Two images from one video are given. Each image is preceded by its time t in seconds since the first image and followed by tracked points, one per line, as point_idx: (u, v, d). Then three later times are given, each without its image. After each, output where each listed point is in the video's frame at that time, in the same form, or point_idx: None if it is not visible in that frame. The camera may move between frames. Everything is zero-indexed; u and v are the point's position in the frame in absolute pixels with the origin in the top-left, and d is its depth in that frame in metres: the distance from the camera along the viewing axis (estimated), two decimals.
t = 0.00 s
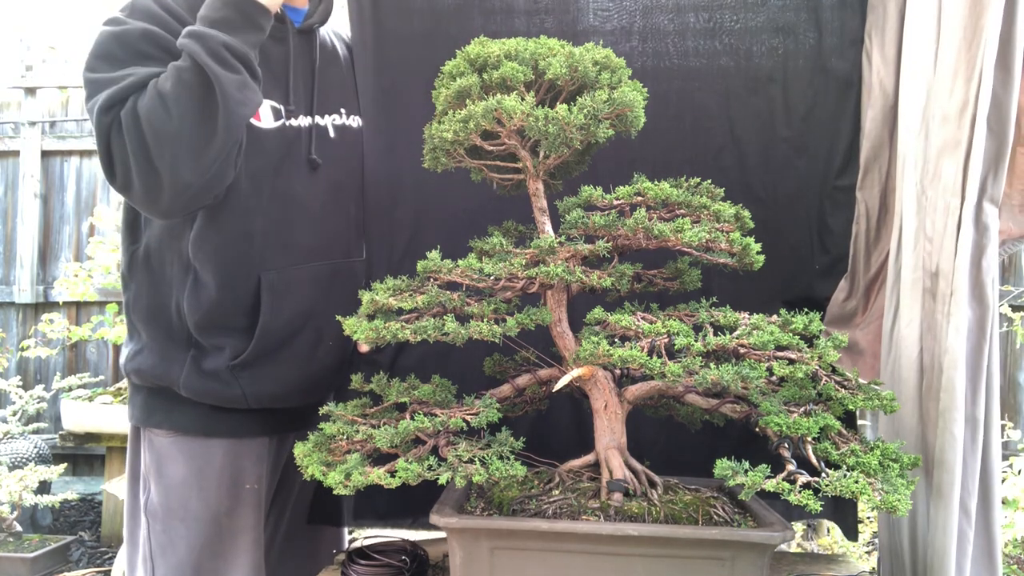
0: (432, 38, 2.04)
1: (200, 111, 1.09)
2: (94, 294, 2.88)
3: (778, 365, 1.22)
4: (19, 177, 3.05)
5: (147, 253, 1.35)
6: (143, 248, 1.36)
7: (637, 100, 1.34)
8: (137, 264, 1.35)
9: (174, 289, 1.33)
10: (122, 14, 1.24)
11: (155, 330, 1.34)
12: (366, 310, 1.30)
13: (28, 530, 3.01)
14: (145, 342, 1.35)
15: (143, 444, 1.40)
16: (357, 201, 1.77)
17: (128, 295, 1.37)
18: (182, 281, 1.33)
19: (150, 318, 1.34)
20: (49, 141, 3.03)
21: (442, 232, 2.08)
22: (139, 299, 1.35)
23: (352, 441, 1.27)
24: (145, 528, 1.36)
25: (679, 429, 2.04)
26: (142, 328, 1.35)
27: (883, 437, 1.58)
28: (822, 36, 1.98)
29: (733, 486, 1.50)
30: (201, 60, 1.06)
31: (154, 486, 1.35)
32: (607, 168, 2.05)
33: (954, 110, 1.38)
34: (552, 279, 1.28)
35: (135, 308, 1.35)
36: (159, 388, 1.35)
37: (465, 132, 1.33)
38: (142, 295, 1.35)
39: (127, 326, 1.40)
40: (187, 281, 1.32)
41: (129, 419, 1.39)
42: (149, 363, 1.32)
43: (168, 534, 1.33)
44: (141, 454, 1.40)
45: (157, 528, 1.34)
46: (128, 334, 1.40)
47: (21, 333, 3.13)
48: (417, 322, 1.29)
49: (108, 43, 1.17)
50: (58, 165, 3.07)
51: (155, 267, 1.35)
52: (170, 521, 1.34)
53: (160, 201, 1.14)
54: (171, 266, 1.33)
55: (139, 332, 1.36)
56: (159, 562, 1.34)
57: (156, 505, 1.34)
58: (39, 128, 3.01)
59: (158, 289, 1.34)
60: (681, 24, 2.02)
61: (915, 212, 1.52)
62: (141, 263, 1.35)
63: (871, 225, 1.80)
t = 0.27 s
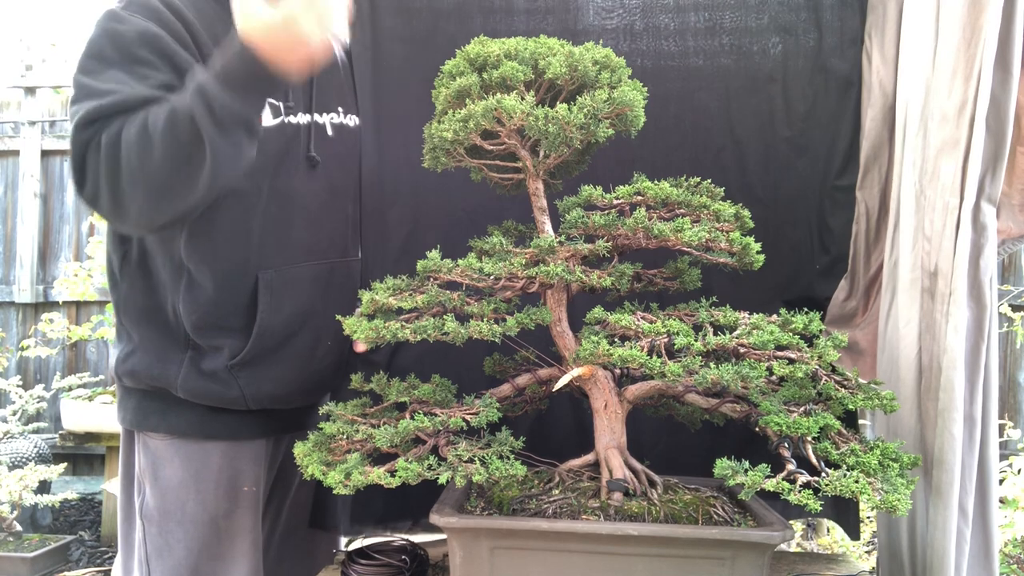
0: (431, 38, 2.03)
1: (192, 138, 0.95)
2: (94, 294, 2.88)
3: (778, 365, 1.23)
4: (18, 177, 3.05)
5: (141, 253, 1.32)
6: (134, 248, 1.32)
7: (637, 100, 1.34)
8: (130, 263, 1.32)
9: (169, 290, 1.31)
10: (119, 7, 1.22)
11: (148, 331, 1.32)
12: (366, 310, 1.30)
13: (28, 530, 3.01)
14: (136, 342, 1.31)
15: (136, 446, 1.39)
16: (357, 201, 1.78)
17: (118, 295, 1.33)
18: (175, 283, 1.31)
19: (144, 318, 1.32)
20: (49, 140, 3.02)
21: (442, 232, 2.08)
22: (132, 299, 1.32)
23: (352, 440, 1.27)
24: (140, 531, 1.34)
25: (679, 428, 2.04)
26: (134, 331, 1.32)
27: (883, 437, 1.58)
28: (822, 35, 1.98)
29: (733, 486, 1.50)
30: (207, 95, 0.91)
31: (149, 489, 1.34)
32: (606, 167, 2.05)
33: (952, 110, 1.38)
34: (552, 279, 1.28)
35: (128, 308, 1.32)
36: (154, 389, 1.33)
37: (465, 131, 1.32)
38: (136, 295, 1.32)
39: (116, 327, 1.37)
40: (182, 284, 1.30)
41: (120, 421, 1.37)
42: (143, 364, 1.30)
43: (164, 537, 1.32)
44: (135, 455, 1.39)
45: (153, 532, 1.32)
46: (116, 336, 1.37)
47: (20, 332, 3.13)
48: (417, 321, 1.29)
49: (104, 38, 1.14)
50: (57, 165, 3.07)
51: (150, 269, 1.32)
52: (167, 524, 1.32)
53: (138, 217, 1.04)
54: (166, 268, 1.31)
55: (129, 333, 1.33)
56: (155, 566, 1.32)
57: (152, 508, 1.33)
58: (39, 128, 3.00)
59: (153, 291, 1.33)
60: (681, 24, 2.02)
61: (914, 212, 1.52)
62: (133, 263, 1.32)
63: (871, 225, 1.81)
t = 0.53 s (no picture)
0: (431, 38, 2.03)
1: (185, 212, 1.15)
2: (94, 293, 2.89)
3: (778, 365, 1.23)
4: (18, 177, 3.05)
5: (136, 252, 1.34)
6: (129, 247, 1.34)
7: (637, 100, 1.34)
8: (125, 263, 1.34)
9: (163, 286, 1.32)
10: (118, 8, 1.23)
11: (144, 327, 1.33)
12: (366, 310, 1.30)
13: (28, 530, 3.01)
14: (132, 338, 1.32)
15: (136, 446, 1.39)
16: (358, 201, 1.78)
17: (113, 294, 1.35)
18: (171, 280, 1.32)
19: (141, 315, 1.33)
20: (49, 140, 3.02)
21: (442, 232, 2.08)
22: (128, 297, 1.34)
23: (352, 440, 1.27)
24: (140, 532, 1.34)
25: (679, 429, 2.04)
26: (130, 327, 1.33)
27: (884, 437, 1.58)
28: (822, 35, 1.98)
29: (733, 486, 1.50)
30: (214, 190, 1.13)
31: (149, 490, 1.34)
32: (607, 167, 2.05)
33: (955, 110, 1.38)
34: (552, 279, 1.28)
35: (124, 305, 1.33)
36: (154, 387, 1.33)
37: (465, 131, 1.32)
38: (132, 294, 1.34)
39: (109, 325, 1.37)
40: (173, 280, 1.32)
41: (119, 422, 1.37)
42: (142, 358, 1.30)
43: (164, 538, 1.33)
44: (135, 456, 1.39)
45: (153, 533, 1.33)
46: (110, 335, 1.37)
47: (20, 332, 3.13)
48: (417, 321, 1.29)
49: (99, 47, 1.17)
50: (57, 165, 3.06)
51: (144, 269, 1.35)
52: (167, 524, 1.33)
53: (109, 240, 1.17)
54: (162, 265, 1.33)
55: (123, 329, 1.33)
56: (155, 567, 1.32)
57: (152, 509, 1.33)
58: (38, 128, 3.00)
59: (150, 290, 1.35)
60: (681, 24, 2.02)
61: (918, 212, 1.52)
62: (128, 263, 1.34)
63: (871, 225, 1.80)
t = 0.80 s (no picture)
0: (431, 38, 2.04)
1: (175, 227, 1.15)
2: (94, 293, 2.89)
3: (778, 365, 1.23)
4: (18, 177, 3.05)
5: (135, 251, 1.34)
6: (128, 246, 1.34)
7: (637, 100, 1.34)
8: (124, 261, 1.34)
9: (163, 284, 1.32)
10: (113, 8, 1.24)
11: (144, 325, 1.33)
12: (366, 310, 1.30)
13: (28, 530, 3.01)
14: (133, 336, 1.32)
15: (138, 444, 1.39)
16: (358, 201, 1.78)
17: (113, 293, 1.35)
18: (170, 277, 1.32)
19: (141, 313, 1.33)
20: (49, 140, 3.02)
21: (442, 232, 2.08)
22: (129, 296, 1.34)
23: (352, 440, 1.27)
24: (142, 530, 1.35)
25: (679, 429, 2.04)
26: (130, 325, 1.33)
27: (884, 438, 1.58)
28: (822, 35, 1.98)
29: (733, 486, 1.50)
30: (204, 211, 1.14)
31: (151, 488, 1.34)
32: (607, 167, 2.05)
33: (958, 111, 1.37)
34: (552, 279, 1.28)
35: (124, 304, 1.34)
36: (155, 386, 1.34)
37: (465, 131, 1.33)
38: (132, 293, 1.34)
39: (110, 325, 1.37)
40: (174, 279, 1.32)
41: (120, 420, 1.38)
42: (143, 356, 1.30)
43: (166, 536, 1.33)
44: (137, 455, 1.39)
45: (155, 531, 1.33)
46: (111, 336, 1.37)
47: (20, 332, 3.13)
48: (416, 322, 1.29)
49: (92, 45, 1.18)
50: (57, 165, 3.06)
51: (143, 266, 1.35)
52: (168, 523, 1.33)
53: (95, 241, 1.17)
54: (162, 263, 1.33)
55: (124, 328, 1.34)
56: (157, 565, 1.33)
57: (154, 507, 1.33)
58: (38, 128, 3.00)
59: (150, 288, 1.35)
60: (681, 24, 2.02)
61: (921, 213, 1.51)
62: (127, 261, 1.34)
63: (870, 225, 1.80)
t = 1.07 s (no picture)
0: (431, 38, 2.03)
1: (193, 230, 1.16)
2: (94, 293, 2.89)
3: (778, 365, 1.23)
4: (18, 177, 3.05)
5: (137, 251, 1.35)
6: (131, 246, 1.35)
7: (637, 100, 1.34)
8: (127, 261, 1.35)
9: (165, 284, 1.33)
10: (114, 11, 1.25)
11: (147, 325, 1.34)
12: (366, 310, 1.30)
13: (28, 530, 3.01)
14: (135, 337, 1.33)
15: (139, 442, 1.40)
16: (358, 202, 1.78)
17: (117, 293, 1.36)
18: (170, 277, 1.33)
19: (142, 313, 1.34)
20: (49, 140, 3.02)
21: (442, 232, 2.08)
22: (130, 296, 1.35)
23: (352, 440, 1.27)
24: (143, 527, 1.36)
25: (679, 429, 2.04)
26: (132, 325, 1.34)
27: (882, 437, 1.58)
28: (822, 35, 1.98)
29: (733, 486, 1.50)
30: (221, 215, 1.14)
31: (151, 485, 1.35)
32: (607, 167, 2.05)
33: (953, 111, 1.38)
34: (552, 279, 1.28)
35: (127, 304, 1.34)
36: (156, 384, 1.34)
37: (465, 131, 1.33)
38: (134, 293, 1.35)
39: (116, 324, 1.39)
40: (177, 276, 1.33)
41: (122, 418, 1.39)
42: (144, 356, 1.31)
43: (166, 533, 1.33)
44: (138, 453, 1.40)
45: (155, 528, 1.34)
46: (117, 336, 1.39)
47: (20, 332, 3.13)
48: (416, 322, 1.29)
49: (96, 49, 1.19)
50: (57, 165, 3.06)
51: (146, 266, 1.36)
52: (168, 520, 1.33)
53: (112, 247, 1.17)
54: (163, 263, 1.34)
55: (127, 328, 1.35)
56: (157, 562, 1.34)
57: (154, 504, 1.34)
58: (38, 128, 3.00)
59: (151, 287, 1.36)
60: (681, 24, 2.02)
61: (917, 214, 1.50)
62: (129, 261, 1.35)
63: (869, 225, 1.80)
